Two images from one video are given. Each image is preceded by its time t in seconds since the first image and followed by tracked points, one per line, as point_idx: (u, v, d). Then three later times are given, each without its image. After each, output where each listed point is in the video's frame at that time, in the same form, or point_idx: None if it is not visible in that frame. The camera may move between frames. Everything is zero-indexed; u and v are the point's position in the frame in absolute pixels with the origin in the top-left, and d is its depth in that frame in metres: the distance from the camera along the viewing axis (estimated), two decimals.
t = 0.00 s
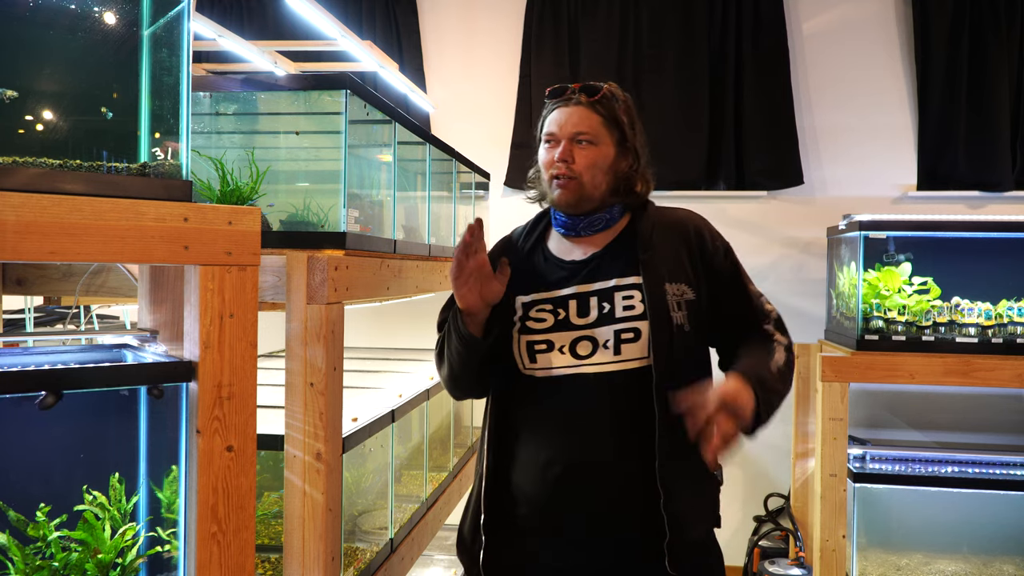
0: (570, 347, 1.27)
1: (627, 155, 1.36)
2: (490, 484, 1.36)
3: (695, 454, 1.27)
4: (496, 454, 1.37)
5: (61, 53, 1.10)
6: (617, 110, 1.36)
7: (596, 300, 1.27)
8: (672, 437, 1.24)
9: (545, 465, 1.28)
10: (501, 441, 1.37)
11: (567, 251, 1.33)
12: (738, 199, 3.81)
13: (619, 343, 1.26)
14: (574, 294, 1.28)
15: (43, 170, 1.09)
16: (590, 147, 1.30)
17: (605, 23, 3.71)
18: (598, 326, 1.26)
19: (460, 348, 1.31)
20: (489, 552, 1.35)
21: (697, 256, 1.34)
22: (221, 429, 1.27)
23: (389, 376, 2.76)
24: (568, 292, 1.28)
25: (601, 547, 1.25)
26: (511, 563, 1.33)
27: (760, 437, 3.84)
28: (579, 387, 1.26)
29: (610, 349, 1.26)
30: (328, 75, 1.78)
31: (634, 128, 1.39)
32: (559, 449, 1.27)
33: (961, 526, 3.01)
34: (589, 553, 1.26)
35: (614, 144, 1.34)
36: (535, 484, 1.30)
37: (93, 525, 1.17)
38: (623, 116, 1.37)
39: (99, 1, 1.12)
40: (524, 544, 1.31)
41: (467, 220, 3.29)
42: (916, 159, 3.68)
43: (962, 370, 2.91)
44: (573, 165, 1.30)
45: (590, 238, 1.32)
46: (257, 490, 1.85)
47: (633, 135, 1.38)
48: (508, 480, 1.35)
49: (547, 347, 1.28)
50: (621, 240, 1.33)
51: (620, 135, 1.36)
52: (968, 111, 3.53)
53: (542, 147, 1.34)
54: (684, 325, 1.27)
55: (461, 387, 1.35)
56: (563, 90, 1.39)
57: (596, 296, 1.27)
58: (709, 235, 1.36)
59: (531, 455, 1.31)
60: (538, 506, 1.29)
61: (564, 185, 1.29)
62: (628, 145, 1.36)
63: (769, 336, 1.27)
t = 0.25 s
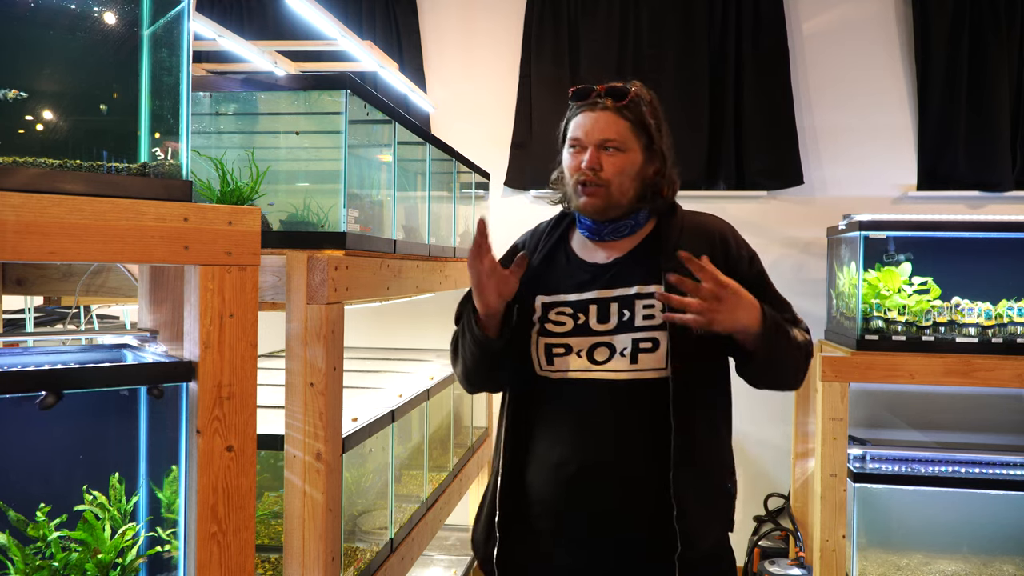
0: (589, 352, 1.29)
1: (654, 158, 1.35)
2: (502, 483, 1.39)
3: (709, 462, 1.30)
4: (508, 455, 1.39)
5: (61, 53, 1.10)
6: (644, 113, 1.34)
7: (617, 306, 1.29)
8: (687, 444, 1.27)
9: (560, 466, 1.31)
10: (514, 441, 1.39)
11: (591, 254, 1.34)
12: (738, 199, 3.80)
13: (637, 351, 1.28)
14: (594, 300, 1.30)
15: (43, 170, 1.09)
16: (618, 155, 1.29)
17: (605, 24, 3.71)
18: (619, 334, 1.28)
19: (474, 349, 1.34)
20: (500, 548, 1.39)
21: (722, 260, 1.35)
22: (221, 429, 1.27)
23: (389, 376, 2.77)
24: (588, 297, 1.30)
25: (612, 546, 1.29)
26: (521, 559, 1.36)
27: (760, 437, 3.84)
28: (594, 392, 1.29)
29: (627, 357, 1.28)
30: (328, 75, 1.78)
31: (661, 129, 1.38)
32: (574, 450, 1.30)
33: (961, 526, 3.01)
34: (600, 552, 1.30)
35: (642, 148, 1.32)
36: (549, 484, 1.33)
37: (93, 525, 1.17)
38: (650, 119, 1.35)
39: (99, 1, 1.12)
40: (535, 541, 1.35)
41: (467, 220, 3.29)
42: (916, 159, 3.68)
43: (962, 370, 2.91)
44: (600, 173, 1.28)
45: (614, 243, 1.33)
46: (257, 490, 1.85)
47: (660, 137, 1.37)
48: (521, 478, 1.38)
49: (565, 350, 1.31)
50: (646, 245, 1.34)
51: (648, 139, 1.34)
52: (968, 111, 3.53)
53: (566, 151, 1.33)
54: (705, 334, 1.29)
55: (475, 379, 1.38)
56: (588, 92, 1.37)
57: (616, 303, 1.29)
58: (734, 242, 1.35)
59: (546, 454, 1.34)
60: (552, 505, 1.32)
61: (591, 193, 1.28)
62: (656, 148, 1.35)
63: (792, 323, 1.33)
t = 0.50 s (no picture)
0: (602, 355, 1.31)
1: (669, 158, 1.39)
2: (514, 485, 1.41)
3: (721, 467, 1.30)
4: (520, 457, 1.41)
5: (61, 53, 1.10)
6: (658, 116, 1.39)
7: (629, 310, 1.31)
8: (698, 445, 1.28)
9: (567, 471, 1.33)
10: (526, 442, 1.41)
11: (604, 256, 1.37)
12: (738, 198, 3.80)
13: (650, 354, 1.29)
14: (607, 303, 1.32)
15: (43, 170, 1.09)
16: (638, 156, 1.32)
17: (605, 24, 3.71)
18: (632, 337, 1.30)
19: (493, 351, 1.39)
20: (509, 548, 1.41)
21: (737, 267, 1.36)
22: (221, 429, 1.27)
23: (389, 376, 2.76)
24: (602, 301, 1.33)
25: (619, 552, 1.29)
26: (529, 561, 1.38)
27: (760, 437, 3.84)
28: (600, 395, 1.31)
29: (641, 360, 1.29)
30: (328, 75, 1.78)
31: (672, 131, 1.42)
32: (581, 456, 1.32)
33: (961, 526, 3.01)
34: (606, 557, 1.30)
35: (658, 149, 1.36)
36: (556, 489, 1.34)
37: (93, 525, 1.17)
38: (663, 121, 1.39)
39: (99, 1, 1.12)
40: (542, 542, 1.37)
41: (467, 220, 3.29)
42: (916, 159, 3.68)
43: (962, 370, 2.91)
44: (622, 174, 1.31)
45: (629, 245, 1.36)
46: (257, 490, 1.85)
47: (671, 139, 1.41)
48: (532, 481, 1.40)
49: (577, 352, 1.33)
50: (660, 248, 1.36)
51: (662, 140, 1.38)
52: (968, 111, 3.53)
53: (583, 151, 1.35)
54: (719, 340, 1.30)
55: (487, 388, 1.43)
56: (603, 93, 1.41)
57: (629, 307, 1.31)
58: (748, 245, 1.36)
59: (558, 452, 1.35)
60: (559, 509, 1.34)
61: (613, 193, 1.31)
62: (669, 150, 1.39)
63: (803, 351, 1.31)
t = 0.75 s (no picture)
0: (611, 350, 1.32)
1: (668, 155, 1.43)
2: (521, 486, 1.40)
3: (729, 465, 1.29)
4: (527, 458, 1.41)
5: (61, 53, 1.10)
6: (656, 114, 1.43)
7: (638, 305, 1.32)
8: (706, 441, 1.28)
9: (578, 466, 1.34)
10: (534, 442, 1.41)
11: (611, 252, 1.37)
12: (738, 198, 3.80)
13: (662, 349, 1.29)
14: (616, 298, 1.33)
15: (43, 170, 1.09)
16: (645, 149, 1.35)
17: (605, 24, 3.71)
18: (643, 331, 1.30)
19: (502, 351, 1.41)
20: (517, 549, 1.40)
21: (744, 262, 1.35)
22: (221, 429, 1.27)
23: (389, 376, 2.77)
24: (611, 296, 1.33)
25: (628, 550, 1.30)
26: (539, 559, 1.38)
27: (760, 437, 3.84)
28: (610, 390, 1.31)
29: (652, 354, 1.30)
30: (328, 75, 1.78)
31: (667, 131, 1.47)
32: (592, 453, 1.32)
33: (961, 526, 3.01)
34: (615, 554, 1.30)
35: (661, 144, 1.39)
36: (567, 485, 1.35)
37: (93, 525, 1.17)
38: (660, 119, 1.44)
39: (99, 1, 1.12)
40: (550, 541, 1.37)
41: (467, 220, 3.29)
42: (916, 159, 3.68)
43: (962, 370, 2.91)
44: (634, 166, 1.34)
45: (637, 240, 1.36)
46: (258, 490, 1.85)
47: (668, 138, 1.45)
48: (539, 481, 1.40)
49: (586, 348, 1.33)
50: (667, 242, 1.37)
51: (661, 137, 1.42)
52: (968, 111, 3.53)
53: (590, 148, 1.37)
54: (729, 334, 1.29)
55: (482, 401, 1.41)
56: (599, 93, 1.44)
57: (638, 302, 1.32)
58: (755, 239, 1.36)
59: (566, 452, 1.36)
60: (570, 505, 1.34)
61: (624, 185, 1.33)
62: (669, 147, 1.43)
63: (811, 352, 1.28)
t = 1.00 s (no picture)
0: (613, 352, 1.32)
1: (667, 157, 1.44)
2: (519, 491, 1.40)
3: (733, 471, 1.29)
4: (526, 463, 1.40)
5: (61, 53, 1.10)
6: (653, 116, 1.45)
7: (639, 306, 1.31)
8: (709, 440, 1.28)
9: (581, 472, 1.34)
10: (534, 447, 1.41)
11: (610, 254, 1.37)
12: (738, 198, 3.80)
13: (663, 350, 1.29)
14: (615, 300, 1.33)
15: (43, 170, 1.09)
16: (642, 150, 1.36)
17: (605, 24, 3.71)
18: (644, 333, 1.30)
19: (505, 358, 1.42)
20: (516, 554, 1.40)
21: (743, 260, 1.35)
22: (221, 429, 1.27)
23: (389, 376, 2.77)
24: (612, 297, 1.33)
25: (628, 556, 1.30)
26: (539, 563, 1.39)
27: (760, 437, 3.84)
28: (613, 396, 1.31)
29: (653, 355, 1.29)
30: (328, 75, 1.78)
31: (666, 133, 1.48)
32: (595, 457, 1.32)
33: (961, 526, 3.01)
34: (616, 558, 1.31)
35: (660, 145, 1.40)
36: (570, 490, 1.35)
37: (93, 525, 1.17)
38: (658, 121, 1.45)
39: (99, 1, 1.12)
40: (553, 544, 1.37)
41: (467, 220, 3.30)
42: (916, 159, 3.68)
43: (962, 370, 2.91)
44: (632, 167, 1.34)
45: (637, 240, 1.36)
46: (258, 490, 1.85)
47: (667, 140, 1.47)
48: (540, 485, 1.40)
49: (588, 351, 1.34)
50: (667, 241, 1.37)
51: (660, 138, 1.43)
52: (967, 111, 3.53)
53: (588, 152, 1.39)
54: (728, 332, 1.29)
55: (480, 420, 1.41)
56: (596, 96, 1.45)
57: (638, 303, 1.31)
58: (755, 239, 1.36)
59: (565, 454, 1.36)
60: (572, 510, 1.34)
61: (622, 186, 1.34)
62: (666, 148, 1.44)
63: (806, 349, 1.28)
